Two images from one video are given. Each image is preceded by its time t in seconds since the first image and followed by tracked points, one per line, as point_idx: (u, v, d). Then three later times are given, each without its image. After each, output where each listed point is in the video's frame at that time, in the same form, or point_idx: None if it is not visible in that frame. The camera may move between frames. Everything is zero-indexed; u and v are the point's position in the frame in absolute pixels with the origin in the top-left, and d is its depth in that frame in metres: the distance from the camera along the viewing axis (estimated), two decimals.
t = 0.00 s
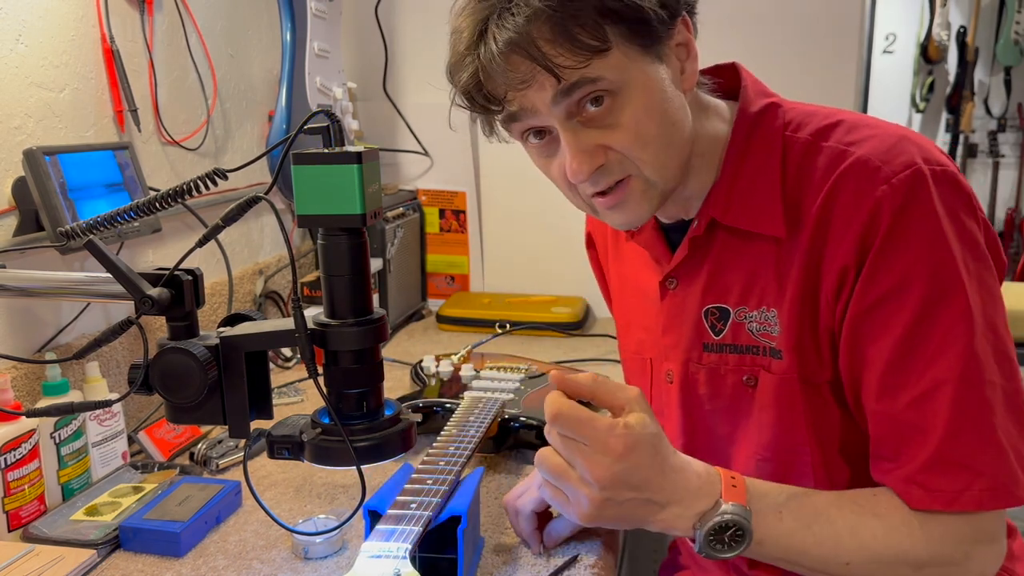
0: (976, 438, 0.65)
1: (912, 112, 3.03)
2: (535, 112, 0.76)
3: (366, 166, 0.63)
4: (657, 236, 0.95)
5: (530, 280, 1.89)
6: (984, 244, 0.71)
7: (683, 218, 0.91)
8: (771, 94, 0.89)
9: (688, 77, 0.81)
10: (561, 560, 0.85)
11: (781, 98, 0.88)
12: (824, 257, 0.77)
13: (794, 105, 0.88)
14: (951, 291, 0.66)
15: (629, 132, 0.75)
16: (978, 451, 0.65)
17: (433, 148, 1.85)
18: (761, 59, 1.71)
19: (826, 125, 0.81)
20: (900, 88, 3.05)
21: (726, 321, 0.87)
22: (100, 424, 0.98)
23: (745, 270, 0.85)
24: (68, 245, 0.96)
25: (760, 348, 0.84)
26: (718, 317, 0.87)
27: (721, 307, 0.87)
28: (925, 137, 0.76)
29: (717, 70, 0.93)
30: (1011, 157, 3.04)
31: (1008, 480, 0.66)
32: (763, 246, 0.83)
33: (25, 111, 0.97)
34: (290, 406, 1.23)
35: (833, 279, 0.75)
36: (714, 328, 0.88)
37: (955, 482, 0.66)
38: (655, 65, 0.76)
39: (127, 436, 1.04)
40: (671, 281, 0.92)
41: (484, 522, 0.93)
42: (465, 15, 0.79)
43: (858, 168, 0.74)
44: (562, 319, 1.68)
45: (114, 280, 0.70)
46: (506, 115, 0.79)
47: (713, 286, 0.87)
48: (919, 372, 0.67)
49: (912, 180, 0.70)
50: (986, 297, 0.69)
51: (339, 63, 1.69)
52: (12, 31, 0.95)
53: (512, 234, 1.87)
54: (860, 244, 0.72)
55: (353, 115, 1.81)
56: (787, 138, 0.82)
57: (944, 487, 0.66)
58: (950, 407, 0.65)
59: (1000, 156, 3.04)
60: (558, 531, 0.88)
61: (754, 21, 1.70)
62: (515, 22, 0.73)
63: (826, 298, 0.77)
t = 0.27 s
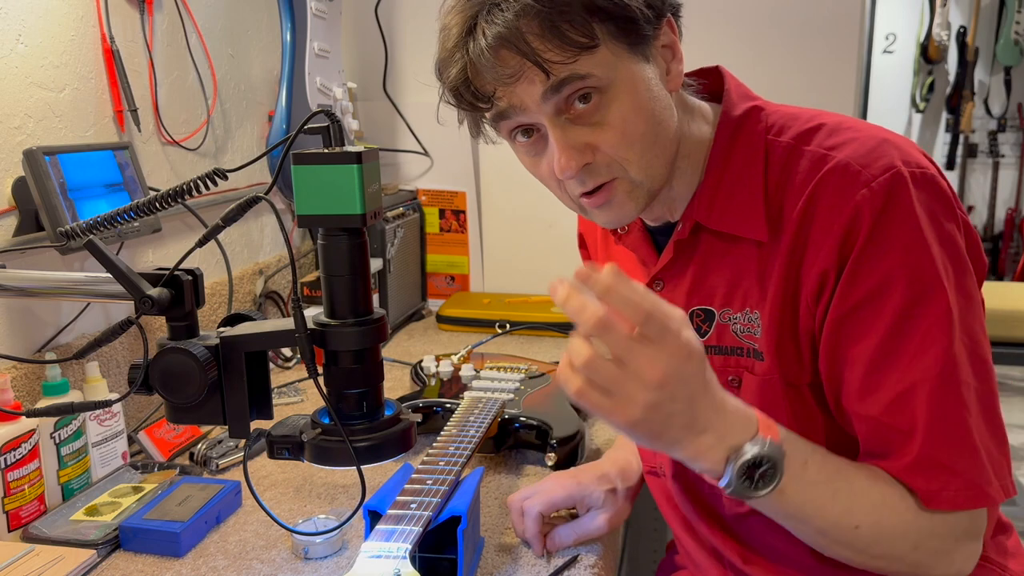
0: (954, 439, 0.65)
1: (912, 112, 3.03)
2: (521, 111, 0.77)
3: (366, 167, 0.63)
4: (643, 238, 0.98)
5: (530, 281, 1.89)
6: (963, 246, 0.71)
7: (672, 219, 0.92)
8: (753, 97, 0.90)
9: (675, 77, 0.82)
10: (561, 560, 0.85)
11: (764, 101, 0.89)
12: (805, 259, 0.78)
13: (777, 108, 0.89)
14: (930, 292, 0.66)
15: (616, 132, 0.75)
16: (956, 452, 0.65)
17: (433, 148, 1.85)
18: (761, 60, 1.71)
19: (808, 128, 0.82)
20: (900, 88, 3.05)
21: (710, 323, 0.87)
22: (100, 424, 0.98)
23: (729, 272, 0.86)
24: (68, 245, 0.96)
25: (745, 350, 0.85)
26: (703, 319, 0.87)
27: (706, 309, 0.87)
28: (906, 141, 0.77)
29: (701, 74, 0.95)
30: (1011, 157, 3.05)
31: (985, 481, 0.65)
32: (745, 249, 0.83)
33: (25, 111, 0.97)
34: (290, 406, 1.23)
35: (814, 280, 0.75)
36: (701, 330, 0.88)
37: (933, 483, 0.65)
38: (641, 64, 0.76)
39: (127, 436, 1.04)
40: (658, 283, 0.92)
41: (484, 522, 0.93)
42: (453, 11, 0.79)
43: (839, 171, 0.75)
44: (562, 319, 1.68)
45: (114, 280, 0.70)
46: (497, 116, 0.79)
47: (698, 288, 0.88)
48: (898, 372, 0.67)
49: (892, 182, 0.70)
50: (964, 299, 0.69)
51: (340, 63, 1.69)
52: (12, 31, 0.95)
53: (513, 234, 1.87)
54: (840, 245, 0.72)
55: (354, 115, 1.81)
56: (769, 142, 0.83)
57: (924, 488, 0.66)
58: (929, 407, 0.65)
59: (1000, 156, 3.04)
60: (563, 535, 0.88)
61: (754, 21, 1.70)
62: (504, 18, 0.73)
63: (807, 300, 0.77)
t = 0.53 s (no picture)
0: (977, 409, 0.64)
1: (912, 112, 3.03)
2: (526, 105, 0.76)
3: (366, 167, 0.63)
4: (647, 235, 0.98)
5: (530, 281, 1.89)
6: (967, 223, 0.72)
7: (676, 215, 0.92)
8: (756, 93, 0.91)
9: (676, 74, 0.82)
10: (561, 560, 0.85)
11: (767, 97, 0.90)
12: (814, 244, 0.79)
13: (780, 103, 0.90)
14: (941, 264, 0.67)
15: (621, 126, 0.75)
16: (980, 420, 0.64)
17: (433, 148, 1.85)
18: (761, 60, 1.71)
19: (810, 119, 0.84)
20: (900, 89, 3.05)
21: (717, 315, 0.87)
22: (100, 424, 0.98)
23: (736, 262, 0.86)
24: (68, 245, 0.96)
25: (753, 340, 0.84)
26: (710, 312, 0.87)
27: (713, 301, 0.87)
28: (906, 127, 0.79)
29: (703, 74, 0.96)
30: (1011, 157, 3.05)
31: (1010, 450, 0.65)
32: (752, 239, 0.84)
33: (25, 111, 0.97)
34: (290, 406, 1.23)
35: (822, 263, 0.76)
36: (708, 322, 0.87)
37: (960, 454, 0.64)
38: (645, 61, 0.76)
39: (127, 436, 1.04)
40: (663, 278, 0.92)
41: (484, 522, 0.93)
42: (459, 10, 0.80)
43: (843, 156, 0.76)
44: (562, 319, 1.68)
45: (114, 280, 0.70)
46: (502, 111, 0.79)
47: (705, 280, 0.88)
48: (914, 347, 0.67)
49: (895, 161, 0.72)
50: (973, 273, 0.69)
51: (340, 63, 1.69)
52: (12, 31, 0.95)
53: (513, 234, 1.87)
54: (847, 228, 0.73)
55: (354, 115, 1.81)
56: (773, 133, 0.85)
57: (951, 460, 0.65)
58: (948, 378, 0.64)
59: (1000, 156, 3.04)
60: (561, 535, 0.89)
61: (754, 21, 1.70)
62: (510, 14, 0.74)
63: (817, 283, 0.77)
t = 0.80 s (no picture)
0: (999, 395, 0.64)
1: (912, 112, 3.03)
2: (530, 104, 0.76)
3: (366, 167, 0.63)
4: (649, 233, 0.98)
5: (530, 281, 1.89)
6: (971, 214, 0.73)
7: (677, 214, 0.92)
8: (757, 92, 0.91)
9: (678, 74, 0.83)
10: (561, 560, 0.85)
11: (767, 95, 0.90)
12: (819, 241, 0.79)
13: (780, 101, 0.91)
14: (952, 254, 0.67)
15: (623, 125, 0.75)
16: (1003, 406, 0.64)
17: (433, 149, 1.85)
18: (762, 60, 1.71)
19: (810, 117, 0.84)
20: (900, 89, 3.05)
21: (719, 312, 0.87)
22: (100, 425, 0.98)
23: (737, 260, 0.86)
24: (68, 245, 0.96)
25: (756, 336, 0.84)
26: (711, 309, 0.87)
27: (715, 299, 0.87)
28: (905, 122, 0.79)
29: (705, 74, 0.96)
30: (1011, 157, 3.04)
31: None
32: (752, 237, 0.84)
33: (25, 111, 0.97)
34: (289, 406, 1.23)
35: (829, 258, 0.76)
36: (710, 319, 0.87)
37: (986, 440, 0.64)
38: (646, 60, 0.76)
39: (126, 436, 1.04)
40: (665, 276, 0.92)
41: (484, 522, 0.93)
42: (463, 11, 0.80)
43: (844, 152, 0.77)
44: (562, 319, 1.68)
45: (114, 280, 0.70)
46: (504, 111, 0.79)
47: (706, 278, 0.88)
48: (931, 338, 0.67)
49: (898, 155, 0.72)
50: (982, 262, 0.70)
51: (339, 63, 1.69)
52: (12, 31, 0.95)
53: (513, 234, 1.87)
54: (854, 223, 0.74)
55: (354, 115, 1.81)
56: (774, 131, 0.85)
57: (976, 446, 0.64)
58: (967, 366, 0.64)
59: (1000, 156, 3.04)
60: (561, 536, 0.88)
61: (754, 21, 1.70)
62: (513, 15, 0.74)
63: (823, 279, 0.77)
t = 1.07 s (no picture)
0: (1009, 387, 0.64)
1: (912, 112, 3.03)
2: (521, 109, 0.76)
3: (366, 167, 0.63)
4: (648, 234, 0.98)
5: (530, 280, 1.89)
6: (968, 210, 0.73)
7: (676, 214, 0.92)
8: (753, 93, 0.91)
9: (672, 75, 0.83)
10: (561, 560, 0.85)
11: (763, 96, 0.90)
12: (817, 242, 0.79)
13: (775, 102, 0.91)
14: (953, 251, 0.67)
15: (617, 128, 0.75)
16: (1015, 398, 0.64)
17: (433, 149, 1.85)
18: (762, 60, 1.71)
19: (805, 118, 0.84)
20: (900, 88, 3.05)
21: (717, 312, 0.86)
22: (100, 424, 0.98)
23: (737, 260, 0.86)
24: (68, 245, 0.96)
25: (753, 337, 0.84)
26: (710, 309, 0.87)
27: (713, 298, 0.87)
28: (898, 119, 0.79)
29: (701, 76, 0.96)
30: (1011, 157, 3.04)
31: None
32: (752, 237, 0.84)
33: (25, 111, 0.97)
34: (289, 406, 1.23)
35: (828, 259, 0.76)
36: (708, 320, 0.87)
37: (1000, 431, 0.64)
38: (640, 63, 0.76)
39: (126, 436, 1.04)
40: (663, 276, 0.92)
41: (484, 522, 0.93)
42: (456, 14, 0.79)
43: (840, 152, 0.77)
44: (562, 319, 1.68)
45: (114, 280, 0.70)
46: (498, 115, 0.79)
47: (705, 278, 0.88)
48: (937, 334, 0.67)
49: (893, 155, 0.72)
50: (983, 257, 0.70)
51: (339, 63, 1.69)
52: (12, 31, 0.95)
53: (513, 234, 1.87)
54: (852, 222, 0.74)
55: (353, 115, 1.81)
56: (769, 132, 0.85)
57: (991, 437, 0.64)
58: (976, 361, 0.64)
59: (1000, 157, 3.04)
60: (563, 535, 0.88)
61: (755, 21, 1.70)
62: (504, 20, 0.74)
63: (820, 279, 0.77)
